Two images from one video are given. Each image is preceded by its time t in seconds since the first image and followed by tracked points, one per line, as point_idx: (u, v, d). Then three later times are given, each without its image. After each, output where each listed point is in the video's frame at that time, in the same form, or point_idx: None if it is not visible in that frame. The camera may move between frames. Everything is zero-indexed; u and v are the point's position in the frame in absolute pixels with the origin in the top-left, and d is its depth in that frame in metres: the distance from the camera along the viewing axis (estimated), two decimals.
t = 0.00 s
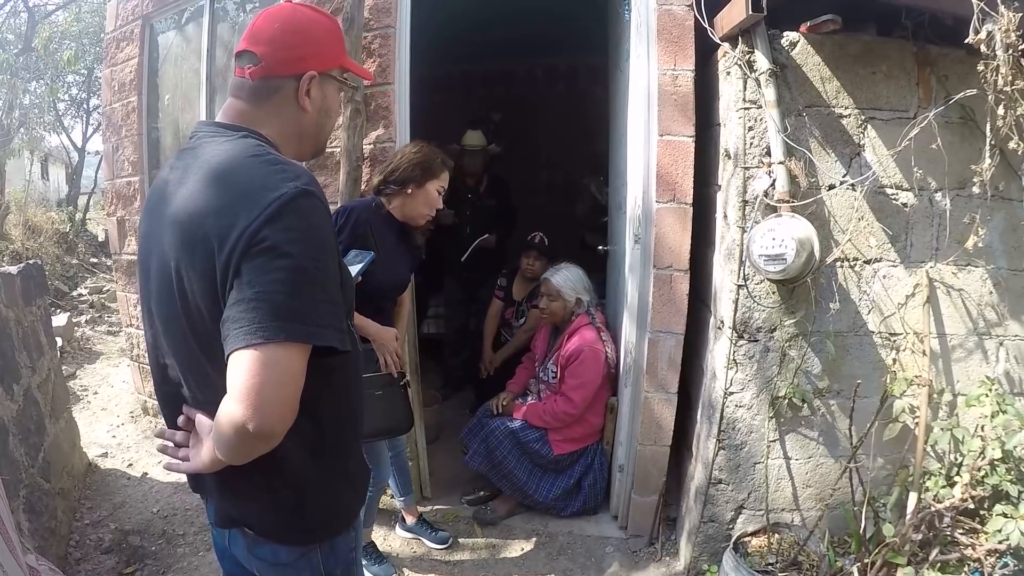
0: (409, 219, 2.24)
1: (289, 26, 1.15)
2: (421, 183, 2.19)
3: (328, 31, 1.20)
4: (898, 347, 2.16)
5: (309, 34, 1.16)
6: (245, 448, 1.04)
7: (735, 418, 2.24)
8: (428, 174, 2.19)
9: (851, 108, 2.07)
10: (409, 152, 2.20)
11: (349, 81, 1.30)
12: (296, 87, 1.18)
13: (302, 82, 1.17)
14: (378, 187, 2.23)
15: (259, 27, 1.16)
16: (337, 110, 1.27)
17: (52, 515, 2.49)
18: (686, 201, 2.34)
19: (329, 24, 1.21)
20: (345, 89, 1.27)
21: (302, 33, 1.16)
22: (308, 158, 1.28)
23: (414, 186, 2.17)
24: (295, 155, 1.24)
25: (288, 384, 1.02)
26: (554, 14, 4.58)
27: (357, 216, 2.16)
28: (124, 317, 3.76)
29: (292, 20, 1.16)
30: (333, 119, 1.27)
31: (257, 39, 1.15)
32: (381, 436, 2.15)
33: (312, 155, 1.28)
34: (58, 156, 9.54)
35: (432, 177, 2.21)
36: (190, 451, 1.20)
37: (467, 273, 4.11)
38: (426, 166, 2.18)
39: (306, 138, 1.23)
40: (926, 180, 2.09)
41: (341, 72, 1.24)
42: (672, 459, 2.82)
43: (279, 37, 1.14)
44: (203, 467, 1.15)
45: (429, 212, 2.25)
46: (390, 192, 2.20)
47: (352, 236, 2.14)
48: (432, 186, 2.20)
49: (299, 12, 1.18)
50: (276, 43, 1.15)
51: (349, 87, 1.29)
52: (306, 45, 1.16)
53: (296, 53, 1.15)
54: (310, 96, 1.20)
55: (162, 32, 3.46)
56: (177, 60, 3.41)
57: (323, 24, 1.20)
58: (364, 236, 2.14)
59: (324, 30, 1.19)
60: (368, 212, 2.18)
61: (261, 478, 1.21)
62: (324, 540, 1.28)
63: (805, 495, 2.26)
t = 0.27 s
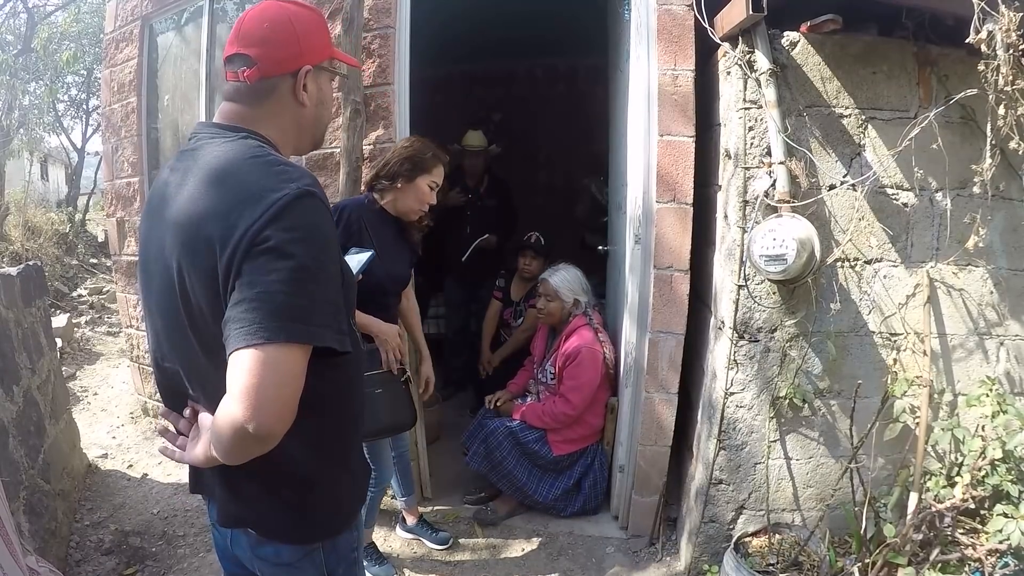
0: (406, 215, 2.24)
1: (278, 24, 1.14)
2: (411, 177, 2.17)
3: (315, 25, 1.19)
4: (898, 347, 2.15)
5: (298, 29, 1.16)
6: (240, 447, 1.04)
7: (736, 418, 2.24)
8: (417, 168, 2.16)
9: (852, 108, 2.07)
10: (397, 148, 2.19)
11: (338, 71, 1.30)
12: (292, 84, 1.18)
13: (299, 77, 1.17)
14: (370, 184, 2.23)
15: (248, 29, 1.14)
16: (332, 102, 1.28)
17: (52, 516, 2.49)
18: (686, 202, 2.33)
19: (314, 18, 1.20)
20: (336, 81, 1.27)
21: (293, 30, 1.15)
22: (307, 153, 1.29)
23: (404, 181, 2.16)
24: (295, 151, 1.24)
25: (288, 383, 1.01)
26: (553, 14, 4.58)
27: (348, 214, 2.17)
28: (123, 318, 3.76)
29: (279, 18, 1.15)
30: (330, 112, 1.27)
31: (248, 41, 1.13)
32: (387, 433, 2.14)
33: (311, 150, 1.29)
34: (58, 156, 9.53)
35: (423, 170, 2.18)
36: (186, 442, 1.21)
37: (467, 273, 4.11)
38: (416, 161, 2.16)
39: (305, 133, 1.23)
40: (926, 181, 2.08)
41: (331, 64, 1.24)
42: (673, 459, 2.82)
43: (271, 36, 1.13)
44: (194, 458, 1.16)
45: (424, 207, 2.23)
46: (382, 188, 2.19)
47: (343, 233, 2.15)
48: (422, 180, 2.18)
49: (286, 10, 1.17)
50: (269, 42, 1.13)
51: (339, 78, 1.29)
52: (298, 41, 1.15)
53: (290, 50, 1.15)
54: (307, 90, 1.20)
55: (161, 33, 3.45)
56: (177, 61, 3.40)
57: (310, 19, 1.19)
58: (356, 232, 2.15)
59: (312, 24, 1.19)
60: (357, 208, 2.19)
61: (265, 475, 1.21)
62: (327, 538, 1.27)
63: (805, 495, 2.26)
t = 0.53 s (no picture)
0: (404, 208, 2.23)
1: (276, 19, 1.15)
2: (403, 169, 2.17)
3: (312, 22, 1.20)
4: (900, 346, 2.16)
5: (297, 25, 1.16)
6: (263, 455, 1.05)
7: (737, 418, 2.24)
8: (406, 160, 2.16)
9: (853, 108, 2.07)
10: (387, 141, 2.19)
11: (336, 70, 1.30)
12: (290, 79, 1.17)
13: (296, 72, 1.17)
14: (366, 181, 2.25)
15: (246, 25, 1.14)
16: (329, 99, 1.28)
17: (53, 516, 2.49)
18: (687, 202, 2.33)
19: (311, 16, 1.21)
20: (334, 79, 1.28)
21: (290, 25, 1.16)
22: (306, 151, 1.29)
23: (395, 174, 2.16)
24: (292, 147, 1.24)
25: (301, 391, 1.02)
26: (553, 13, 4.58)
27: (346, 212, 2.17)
28: (124, 317, 3.76)
29: (277, 13, 1.16)
30: (327, 109, 1.27)
31: (246, 37, 1.14)
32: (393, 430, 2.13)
33: (309, 148, 1.29)
34: (58, 156, 9.53)
35: (414, 161, 2.17)
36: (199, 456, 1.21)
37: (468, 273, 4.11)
38: (404, 153, 2.16)
39: (303, 130, 1.23)
40: (927, 180, 2.08)
41: (328, 61, 1.25)
42: (674, 459, 2.82)
43: (269, 31, 1.14)
44: (218, 475, 1.16)
45: (422, 198, 2.23)
46: (377, 184, 2.20)
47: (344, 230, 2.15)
48: (413, 172, 2.17)
49: (284, 7, 1.18)
50: (267, 37, 1.14)
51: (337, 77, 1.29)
52: (296, 36, 1.16)
53: (289, 45, 1.15)
54: (304, 86, 1.20)
55: (162, 32, 3.45)
56: (178, 60, 3.40)
57: (307, 16, 1.20)
58: (357, 230, 2.15)
59: (310, 21, 1.20)
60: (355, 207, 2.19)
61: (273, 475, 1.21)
62: (333, 538, 1.28)
63: (806, 495, 2.26)
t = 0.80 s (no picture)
0: (411, 207, 2.24)
1: (277, 18, 1.15)
2: (406, 167, 2.17)
3: (314, 22, 1.20)
4: (900, 347, 2.16)
5: (297, 24, 1.17)
6: (259, 463, 1.05)
7: (738, 418, 2.24)
8: (409, 157, 2.16)
9: (854, 109, 2.07)
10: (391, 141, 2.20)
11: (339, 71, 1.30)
12: (290, 77, 1.17)
13: (296, 71, 1.17)
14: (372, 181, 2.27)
15: (247, 23, 1.15)
16: (331, 100, 1.27)
17: (53, 515, 2.49)
18: (688, 202, 2.33)
19: (313, 16, 1.22)
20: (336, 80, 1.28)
21: (292, 25, 1.16)
22: (307, 151, 1.28)
23: (399, 173, 2.18)
24: (293, 147, 1.23)
25: (299, 403, 1.02)
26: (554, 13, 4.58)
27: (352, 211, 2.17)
28: (124, 316, 3.76)
29: (278, 12, 1.16)
30: (329, 109, 1.27)
31: (247, 34, 1.14)
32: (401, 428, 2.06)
33: (310, 149, 1.28)
34: (58, 155, 9.52)
35: (417, 158, 2.17)
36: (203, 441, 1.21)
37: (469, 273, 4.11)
38: (406, 151, 2.16)
39: (303, 129, 1.23)
40: (928, 181, 2.09)
41: (330, 62, 1.25)
42: (674, 459, 2.82)
43: (269, 29, 1.14)
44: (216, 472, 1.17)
45: (427, 195, 2.22)
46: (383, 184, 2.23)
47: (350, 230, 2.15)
48: (416, 169, 2.16)
49: (286, 6, 1.18)
50: (267, 35, 1.14)
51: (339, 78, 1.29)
52: (297, 35, 1.16)
53: (289, 43, 1.15)
54: (305, 86, 1.19)
55: (163, 32, 3.45)
56: (178, 60, 3.40)
57: (309, 16, 1.20)
58: (362, 228, 2.15)
59: (311, 21, 1.20)
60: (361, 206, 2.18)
61: (282, 475, 1.21)
62: (342, 536, 1.28)
63: (807, 495, 2.26)
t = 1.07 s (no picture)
0: (412, 203, 2.23)
1: (281, 19, 1.15)
2: (406, 167, 2.18)
3: (318, 22, 1.20)
4: (901, 347, 2.16)
5: (301, 24, 1.16)
6: (251, 474, 1.06)
7: (739, 418, 2.24)
8: (409, 157, 2.17)
9: (855, 109, 2.07)
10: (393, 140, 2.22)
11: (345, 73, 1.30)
12: (292, 80, 1.17)
13: (298, 74, 1.17)
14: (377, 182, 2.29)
15: (249, 23, 1.14)
16: (335, 102, 1.27)
17: (54, 516, 2.49)
18: (689, 201, 2.34)
19: (318, 16, 1.21)
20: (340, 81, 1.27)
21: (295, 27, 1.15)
22: (309, 153, 1.28)
23: (399, 172, 2.19)
24: (293, 149, 1.23)
25: (290, 421, 1.02)
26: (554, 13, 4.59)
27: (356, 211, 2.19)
28: (125, 317, 3.76)
29: (282, 13, 1.15)
30: (332, 112, 1.27)
31: (248, 34, 1.14)
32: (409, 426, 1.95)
33: (312, 150, 1.28)
34: (58, 156, 9.51)
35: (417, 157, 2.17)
36: (210, 441, 1.21)
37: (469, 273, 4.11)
38: (406, 151, 2.17)
39: (305, 131, 1.22)
40: (928, 180, 2.09)
41: (335, 63, 1.24)
42: (675, 459, 2.82)
43: (271, 31, 1.14)
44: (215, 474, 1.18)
45: (430, 193, 2.21)
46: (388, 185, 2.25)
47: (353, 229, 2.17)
48: (416, 167, 2.16)
49: (291, 6, 1.18)
50: (269, 36, 1.13)
51: (345, 80, 1.29)
52: (299, 36, 1.16)
53: (292, 45, 1.15)
54: (307, 88, 1.19)
55: (163, 32, 3.45)
56: (179, 60, 3.40)
57: (314, 16, 1.20)
58: (366, 226, 2.16)
59: (316, 22, 1.19)
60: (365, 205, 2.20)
61: (290, 476, 1.21)
62: (353, 536, 1.29)
63: (808, 495, 2.27)
